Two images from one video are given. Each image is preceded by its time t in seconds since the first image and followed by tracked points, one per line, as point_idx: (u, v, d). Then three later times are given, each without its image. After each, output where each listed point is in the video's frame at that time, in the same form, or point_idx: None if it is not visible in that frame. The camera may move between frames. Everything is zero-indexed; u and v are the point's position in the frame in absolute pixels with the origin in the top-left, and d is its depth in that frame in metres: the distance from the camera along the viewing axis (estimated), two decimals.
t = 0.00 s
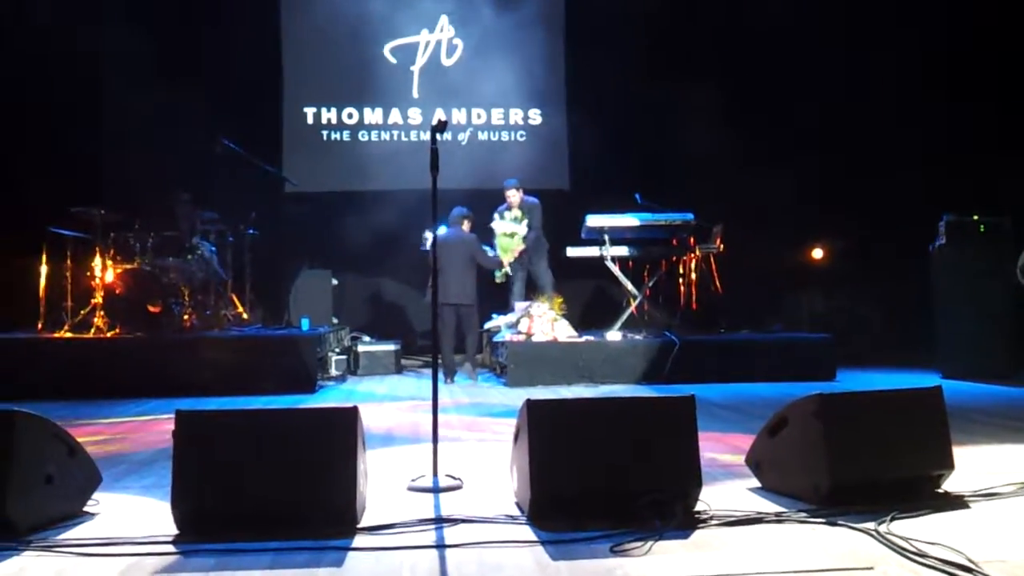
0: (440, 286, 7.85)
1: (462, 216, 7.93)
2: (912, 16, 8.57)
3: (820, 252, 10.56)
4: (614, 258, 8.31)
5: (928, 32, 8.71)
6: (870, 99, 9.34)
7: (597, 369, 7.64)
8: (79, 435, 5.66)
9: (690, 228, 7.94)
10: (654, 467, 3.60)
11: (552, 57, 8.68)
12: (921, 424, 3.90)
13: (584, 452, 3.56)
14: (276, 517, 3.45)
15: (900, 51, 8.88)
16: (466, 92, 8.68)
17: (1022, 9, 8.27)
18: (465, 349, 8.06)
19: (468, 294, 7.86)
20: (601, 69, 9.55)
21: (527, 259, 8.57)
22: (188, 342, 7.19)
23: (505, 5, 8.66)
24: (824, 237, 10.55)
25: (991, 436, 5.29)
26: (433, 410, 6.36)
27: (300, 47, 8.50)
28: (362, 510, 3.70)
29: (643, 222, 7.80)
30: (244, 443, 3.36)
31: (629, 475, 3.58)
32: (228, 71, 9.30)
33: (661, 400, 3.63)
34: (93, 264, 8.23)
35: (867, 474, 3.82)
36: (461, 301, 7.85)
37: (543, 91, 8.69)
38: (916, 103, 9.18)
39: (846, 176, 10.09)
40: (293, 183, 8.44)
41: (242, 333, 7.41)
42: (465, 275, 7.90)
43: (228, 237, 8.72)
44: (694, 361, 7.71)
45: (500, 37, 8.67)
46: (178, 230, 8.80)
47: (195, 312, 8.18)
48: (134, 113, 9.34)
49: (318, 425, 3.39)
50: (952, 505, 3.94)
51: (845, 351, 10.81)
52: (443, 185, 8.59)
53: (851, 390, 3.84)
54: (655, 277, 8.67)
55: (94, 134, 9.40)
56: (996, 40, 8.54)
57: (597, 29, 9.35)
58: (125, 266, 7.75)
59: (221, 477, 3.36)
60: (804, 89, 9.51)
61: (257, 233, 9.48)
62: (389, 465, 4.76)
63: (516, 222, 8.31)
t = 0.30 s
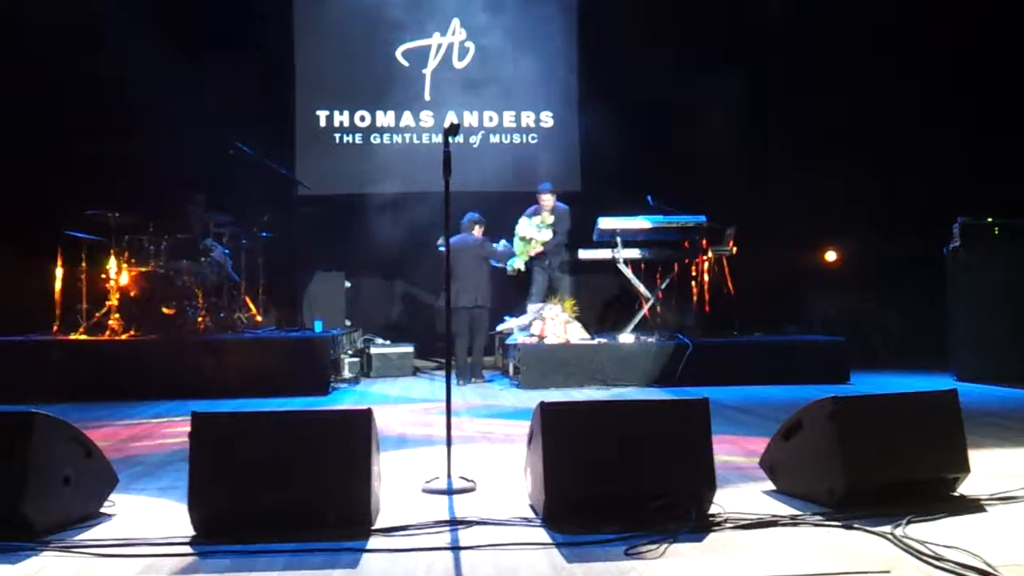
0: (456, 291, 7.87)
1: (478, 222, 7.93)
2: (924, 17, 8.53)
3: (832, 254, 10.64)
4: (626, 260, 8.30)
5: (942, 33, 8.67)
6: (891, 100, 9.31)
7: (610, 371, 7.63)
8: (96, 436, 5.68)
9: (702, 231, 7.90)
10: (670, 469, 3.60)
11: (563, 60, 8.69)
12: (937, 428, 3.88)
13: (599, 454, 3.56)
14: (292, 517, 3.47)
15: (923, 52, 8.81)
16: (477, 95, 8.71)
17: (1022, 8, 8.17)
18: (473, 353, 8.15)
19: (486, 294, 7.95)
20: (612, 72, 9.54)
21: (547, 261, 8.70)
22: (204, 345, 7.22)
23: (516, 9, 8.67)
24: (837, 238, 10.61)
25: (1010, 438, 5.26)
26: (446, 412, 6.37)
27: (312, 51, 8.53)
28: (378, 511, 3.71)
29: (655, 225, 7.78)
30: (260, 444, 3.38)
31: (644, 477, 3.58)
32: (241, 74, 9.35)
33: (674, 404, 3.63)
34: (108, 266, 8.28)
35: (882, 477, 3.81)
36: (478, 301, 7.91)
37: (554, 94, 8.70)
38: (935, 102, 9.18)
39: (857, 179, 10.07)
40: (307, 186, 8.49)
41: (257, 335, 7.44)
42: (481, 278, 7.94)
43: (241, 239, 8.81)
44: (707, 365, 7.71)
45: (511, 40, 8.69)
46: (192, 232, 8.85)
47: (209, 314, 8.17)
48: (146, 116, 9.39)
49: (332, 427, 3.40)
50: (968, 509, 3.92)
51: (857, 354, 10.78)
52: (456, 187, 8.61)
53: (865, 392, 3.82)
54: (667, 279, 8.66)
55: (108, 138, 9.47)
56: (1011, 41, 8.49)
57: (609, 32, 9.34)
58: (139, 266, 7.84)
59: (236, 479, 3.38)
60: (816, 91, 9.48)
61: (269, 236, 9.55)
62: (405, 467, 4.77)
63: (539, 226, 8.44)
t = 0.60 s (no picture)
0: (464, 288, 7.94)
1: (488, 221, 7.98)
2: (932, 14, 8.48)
3: (842, 252, 10.59)
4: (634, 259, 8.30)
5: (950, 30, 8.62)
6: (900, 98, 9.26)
7: (618, 370, 7.62)
8: (104, 435, 5.73)
9: (711, 229, 7.91)
10: (677, 467, 3.60)
11: (570, 59, 8.68)
12: (947, 426, 3.87)
13: (607, 452, 3.56)
14: (300, 515, 3.48)
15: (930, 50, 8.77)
16: (485, 94, 8.70)
17: None
18: (481, 352, 8.13)
19: (500, 292, 7.89)
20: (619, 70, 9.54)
21: (561, 261, 8.52)
22: (210, 344, 7.26)
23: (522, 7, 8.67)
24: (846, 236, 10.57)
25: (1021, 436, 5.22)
26: (454, 411, 6.38)
27: (320, 50, 8.54)
28: (385, 509, 3.72)
29: (664, 223, 7.79)
30: (268, 441, 3.39)
31: (651, 475, 3.58)
32: (248, 74, 9.37)
33: (681, 402, 3.63)
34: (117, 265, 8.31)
35: (890, 475, 3.80)
36: (488, 300, 7.89)
37: (561, 92, 8.70)
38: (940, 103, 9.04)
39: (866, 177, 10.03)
40: (315, 185, 8.49)
41: (266, 333, 7.46)
42: (491, 277, 7.93)
43: (250, 239, 8.86)
44: (716, 363, 7.69)
45: (518, 39, 8.68)
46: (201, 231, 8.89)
47: (218, 313, 8.26)
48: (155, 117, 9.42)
49: (339, 425, 3.41)
50: (977, 507, 3.91)
51: (867, 352, 10.74)
52: (464, 186, 8.62)
53: (874, 390, 3.81)
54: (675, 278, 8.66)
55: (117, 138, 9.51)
56: (1019, 40, 8.36)
57: (617, 30, 9.33)
58: (148, 265, 7.91)
59: (244, 477, 3.39)
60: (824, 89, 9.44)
61: (277, 235, 9.63)
62: (412, 465, 4.78)
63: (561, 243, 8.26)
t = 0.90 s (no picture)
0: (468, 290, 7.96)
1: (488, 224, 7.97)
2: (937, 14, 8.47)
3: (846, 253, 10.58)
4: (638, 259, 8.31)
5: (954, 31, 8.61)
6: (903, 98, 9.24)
7: (621, 371, 7.62)
8: (109, 436, 5.74)
9: (715, 230, 7.87)
10: (681, 469, 3.60)
11: (574, 60, 8.69)
12: (951, 428, 3.86)
13: (611, 454, 3.56)
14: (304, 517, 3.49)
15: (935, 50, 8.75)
16: (489, 95, 8.71)
17: None
18: (484, 353, 8.13)
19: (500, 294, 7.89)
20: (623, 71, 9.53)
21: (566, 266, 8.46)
22: (215, 345, 7.28)
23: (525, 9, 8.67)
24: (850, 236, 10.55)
25: None
26: (458, 412, 6.38)
27: (323, 51, 8.55)
28: (389, 511, 3.72)
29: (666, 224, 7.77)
30: (273, 444, 3.40)
31: (655, 477, 3.58)
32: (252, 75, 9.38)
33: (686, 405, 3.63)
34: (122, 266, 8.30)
35: (895, 476, 3.80)
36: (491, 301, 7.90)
37: (564, 93, 8.71)
38: (943, 104, 9.02)
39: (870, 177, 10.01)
40: (319, 187, 8.49)
41: (271, 335, 7.46)
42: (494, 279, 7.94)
43: (254, 240, 8.86)
44: (720, 365, 7.69)
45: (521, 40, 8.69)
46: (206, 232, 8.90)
47: (222, 314, 8.24)
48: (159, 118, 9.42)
49: (344, 427, 3.41)
50: (981, 509, 3.90)
51: (870, 352, 10.72)
52: (467, 187, 8.63)
53: (879, 391, 3.80)
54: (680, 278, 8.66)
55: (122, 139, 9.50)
56: None
57: (621, 32, 9.35)
58: (153, 266, 7.92)
59: (249, 479, 3.39)
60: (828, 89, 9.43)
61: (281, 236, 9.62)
62: (416, 467, 4.78)
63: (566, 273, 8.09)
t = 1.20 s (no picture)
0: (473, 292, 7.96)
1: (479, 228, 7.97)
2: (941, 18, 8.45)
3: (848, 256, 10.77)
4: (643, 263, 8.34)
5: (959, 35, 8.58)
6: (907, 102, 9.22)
7: (624, 374, 7.61)
8: (112, 438, 5.74)
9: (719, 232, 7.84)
10: (685, 472, 3.60)
11: (577, 63, 8.70)
12: (956, 431, 3.86)
13: (614, 457, 3.55)
14: (307, 519, 3.49)
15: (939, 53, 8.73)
16: (494, 98, 8.72)
17: None
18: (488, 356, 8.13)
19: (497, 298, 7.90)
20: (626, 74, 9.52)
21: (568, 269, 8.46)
22: (217, 348, 7.28)
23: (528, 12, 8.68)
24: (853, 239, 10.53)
25: None
26: (461, 416, 6.38)
27: (327, 55, 8.57)
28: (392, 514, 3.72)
29: (666, 226, 7.75)
30: (277, 446, 3.40)
31: (659, 480, 3.58)
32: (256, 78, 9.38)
33: (690, 408, 3.63)
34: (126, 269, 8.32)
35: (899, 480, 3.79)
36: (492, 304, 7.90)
37: (568, 96, 8.72)
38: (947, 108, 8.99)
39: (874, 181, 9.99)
40: (323, 190, 8.52)
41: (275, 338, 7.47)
42: (494, 282, 7.94)
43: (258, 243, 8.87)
44: (723, 368, 7.69)
45: (525, 43, 8.70)
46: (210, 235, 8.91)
47: (226, 318, 8.24)
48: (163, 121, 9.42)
49: (348, 430, 3.42)
50: (986, 513, 3.88)
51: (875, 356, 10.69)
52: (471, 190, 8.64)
53: (883, 394, 3.80)
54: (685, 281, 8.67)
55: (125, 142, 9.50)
56: None
57: (624, 35, 9.36)
58: (156, 269, 7.92)
59: (252, 481, 3.39)
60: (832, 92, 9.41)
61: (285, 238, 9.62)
62: (420, 469, 4.77)
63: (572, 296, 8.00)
